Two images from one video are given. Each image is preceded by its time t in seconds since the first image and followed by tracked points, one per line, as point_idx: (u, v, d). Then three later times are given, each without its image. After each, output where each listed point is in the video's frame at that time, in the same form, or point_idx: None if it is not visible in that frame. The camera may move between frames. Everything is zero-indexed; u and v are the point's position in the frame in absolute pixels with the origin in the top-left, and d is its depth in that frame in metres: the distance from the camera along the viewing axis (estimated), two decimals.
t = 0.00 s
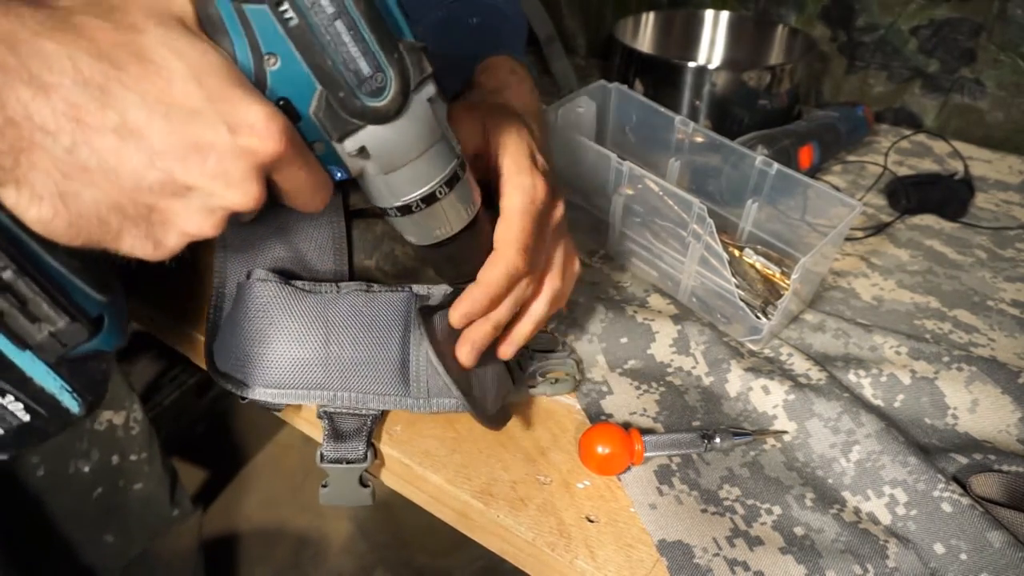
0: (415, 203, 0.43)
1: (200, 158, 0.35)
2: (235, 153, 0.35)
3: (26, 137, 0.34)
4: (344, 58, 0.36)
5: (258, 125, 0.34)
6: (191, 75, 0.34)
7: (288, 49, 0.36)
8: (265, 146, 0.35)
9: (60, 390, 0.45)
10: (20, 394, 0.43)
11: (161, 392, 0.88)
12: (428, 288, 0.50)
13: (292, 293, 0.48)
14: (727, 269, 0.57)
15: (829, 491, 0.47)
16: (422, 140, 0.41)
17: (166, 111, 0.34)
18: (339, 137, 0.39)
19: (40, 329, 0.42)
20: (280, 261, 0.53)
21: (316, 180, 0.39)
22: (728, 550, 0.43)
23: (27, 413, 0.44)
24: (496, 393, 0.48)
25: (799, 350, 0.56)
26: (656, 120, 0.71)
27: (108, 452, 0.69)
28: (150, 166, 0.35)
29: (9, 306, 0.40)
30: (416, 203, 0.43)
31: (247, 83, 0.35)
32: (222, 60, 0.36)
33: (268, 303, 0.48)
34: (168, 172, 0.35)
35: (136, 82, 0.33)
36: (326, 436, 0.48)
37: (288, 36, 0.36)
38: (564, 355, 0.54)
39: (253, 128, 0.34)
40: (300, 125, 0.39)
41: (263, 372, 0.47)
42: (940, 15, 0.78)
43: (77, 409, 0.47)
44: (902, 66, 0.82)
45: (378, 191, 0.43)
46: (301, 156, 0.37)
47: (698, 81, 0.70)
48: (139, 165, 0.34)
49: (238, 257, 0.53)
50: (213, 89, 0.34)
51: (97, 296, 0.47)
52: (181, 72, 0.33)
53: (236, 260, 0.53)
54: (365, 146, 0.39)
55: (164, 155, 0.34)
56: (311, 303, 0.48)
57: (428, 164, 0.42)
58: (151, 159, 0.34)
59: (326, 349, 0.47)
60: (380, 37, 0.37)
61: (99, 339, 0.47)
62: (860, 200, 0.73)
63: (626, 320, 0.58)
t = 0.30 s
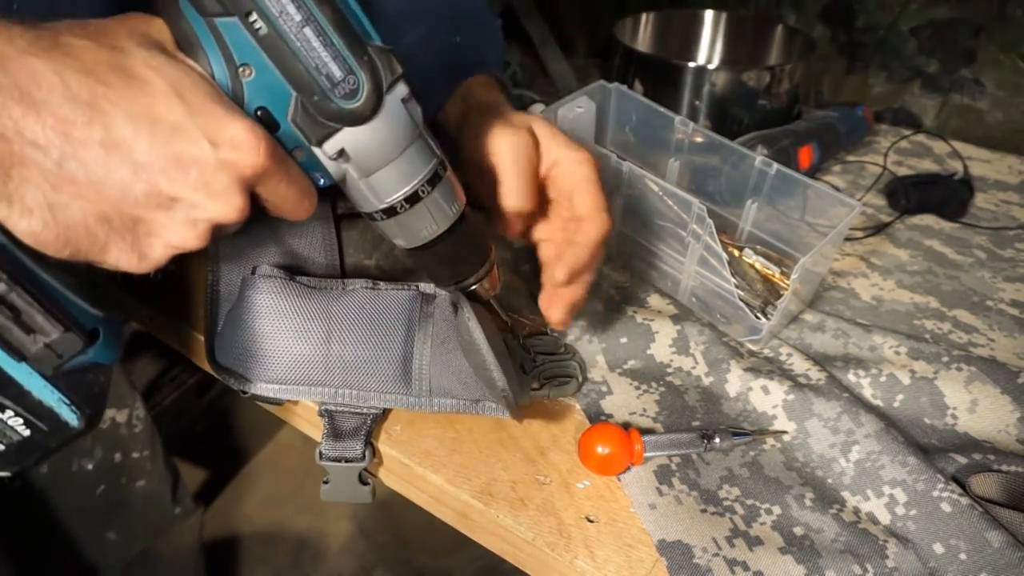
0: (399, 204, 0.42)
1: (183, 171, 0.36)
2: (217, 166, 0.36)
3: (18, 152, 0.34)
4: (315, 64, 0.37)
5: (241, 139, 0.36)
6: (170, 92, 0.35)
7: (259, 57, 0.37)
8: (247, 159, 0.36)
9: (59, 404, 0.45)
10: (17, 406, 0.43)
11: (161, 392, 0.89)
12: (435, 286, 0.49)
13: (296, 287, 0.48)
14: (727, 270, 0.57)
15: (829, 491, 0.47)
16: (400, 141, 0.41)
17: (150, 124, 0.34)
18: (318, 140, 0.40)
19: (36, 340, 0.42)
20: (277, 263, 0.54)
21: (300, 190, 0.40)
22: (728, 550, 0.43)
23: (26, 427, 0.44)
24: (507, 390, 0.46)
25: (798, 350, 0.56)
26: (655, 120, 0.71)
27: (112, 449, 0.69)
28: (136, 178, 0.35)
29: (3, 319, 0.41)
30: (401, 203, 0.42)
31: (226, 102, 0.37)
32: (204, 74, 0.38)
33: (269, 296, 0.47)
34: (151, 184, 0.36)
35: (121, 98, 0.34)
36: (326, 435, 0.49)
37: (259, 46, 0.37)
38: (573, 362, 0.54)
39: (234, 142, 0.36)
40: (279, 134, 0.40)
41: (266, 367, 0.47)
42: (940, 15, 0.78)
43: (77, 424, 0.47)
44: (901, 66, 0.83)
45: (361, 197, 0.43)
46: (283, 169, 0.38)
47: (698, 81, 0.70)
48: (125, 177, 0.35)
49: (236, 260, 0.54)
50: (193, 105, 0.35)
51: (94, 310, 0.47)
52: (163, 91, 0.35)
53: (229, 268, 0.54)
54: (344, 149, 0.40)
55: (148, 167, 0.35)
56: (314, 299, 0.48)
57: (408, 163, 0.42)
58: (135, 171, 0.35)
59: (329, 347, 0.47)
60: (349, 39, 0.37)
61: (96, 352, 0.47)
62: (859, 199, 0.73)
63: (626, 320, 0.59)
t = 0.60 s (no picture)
0: (411, 214, 0.40)
1: (185, 180, 0.35)
2: (220, 176, 0.35)
3: (13, 163, 0.34)
4: (333, 71, 0.35)
5: (246, 149, 0.35)
6: (176, 98, 0.34)
7: (275, 60, 0.35)
8: (252, 170, 0.35)
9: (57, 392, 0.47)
10: (16, 396, 0.45)
11: (161, 392, 0.89)
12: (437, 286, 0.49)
13: (297, 287, 0.48)
14: (727, 270, 0.57)
15: (829, 491, 0.48)
16: (415, 148, 0.38)
17: (151, 134, 0.34)
18: (332, 150, 0.38)
19: (34, 339, 0.43)
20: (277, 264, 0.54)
21: (306, 194, 0.39)
22: (728, 550, 0.43)
23: (24, 414, 0.46)
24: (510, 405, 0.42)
25: (798, 350, 0.57)
26: (654, 120, 0.70)
27: (115, 447, 0.69)
28: (134, 189, 0.35)
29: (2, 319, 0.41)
30: (413, 213, 0.40)
31: (237, 102, 0.35)
32: (218, 74, 0.36)
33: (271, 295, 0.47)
34: (151, 194, 0.36)
35: (118, 107, 0.33)
36: (326, 436, 0.49)
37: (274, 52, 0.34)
38: (570, 363, 0.54)
39: (240, 151, 0.35)
40: (291, 138, 0.38)
41: (266, 367, 0.47)
42: (941, 15, 0.78)
43: (72, 410, 0.49)
44: (902, 66, 0.82)
45: (373, 202, 0.41)
46: (291, 176, 0.37)
47: (698, 81, 0.70)
48: (123, 188, 0.35)
49: (237, 260, 0.54)
50: (198, 111, 0.34)
51: (96, 304, 0.46)
52: (166, 96, 0.34)
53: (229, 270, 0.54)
54: (357, 156, 0.38)
55: (148, 178, 0.35)
56: (316, 298, 0.48)
57: (423, 173, 0.39)
58: (133, 181, 0.35)
59: (329, 347, 0.47)
60: (372, 47, 0.35)
61: (94, 346, 0.47)
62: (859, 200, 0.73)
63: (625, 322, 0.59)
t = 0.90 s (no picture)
0: (426, 214, 0.41)
1: (204, 168, 0.35)
2: (239, 164, 0.35)
3: (28, 149, 0.34)
4: (358, 67, 0.35)
5: (267, 136, 0.35)
6: (195, 86, 0.34)
7: (299, 54, 0.35)
8: (272, 157, 0.35)
9: (58, 376, 0.47)
10: (16, 378, 0.45)
11: (161, 392, 0.89)
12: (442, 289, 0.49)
13: (301, 289, 0.48)
14: (726, 270, 0.57)
15: (829, 491, 0.48)
16: (435, 151, 0.39)
17: (171, 122, 0.34)
18: (351, 146, 0.38)
19: (38, 323, 0.43)
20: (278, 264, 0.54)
21: (324, 184, 0.40)
22: (729, 550, 0.43)
23: (23, 397, 0.46)
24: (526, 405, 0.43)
25: (798, 350, 0.57)
26: (653, 120, 0.70)
27: (117, 447, 0.69)
28: (153, 179, 0.35)
29: (7, 301, 0.41)
30: (427, 213, 0.41)
31: (257, 90, 0.35)
32: (239, 61, 0.36)
33: (276, 295, 0.48)
34: (170, 183, 0.35)
35: (137, 94, 0.33)
36: (328, 440, 0.49)
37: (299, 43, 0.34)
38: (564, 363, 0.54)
39: (260, 139, 0.35)
40: (310, 131, 0.38)
41: (267, 368, 0.47)
42: (941, 15, 0.77)
43: (72, 395, 0.49)
44: (902, 66, 0.82)
45: (388, 200, 0.41)
46: (308, 166, 0.38)
47: (698, 81, 0.70)
48: (142, 177, 0.35)
49: (239, 259, 0.54)
50: (218, 99, 0.34)
51: (101, 289, 0.46)
52: (185, 84, 0.34)
53: (231, 272, 0.54)
54: (376, 155, 0.38)
55: (166, 167, 0.35)
56: (319, 299, 0.48)
57: (441, 175, 0.40)
58: (152, 171, 0.35)
59: (331, 349, 0.47)
60: (398, 47, 0.35)
61: (96, 331, 0.47)
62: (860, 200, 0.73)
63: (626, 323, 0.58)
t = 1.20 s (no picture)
0: (442, 209, 0.41)
1: (228, 146, 0.36)
2: (263, 143, 0.36)
3: (55, 115, 0.34)
4: (388, 58, 0.36)
5: (292, 118, 0.36)
6: (223, 65, 0.34)
7: (330, 38, 0.36)
8: (295, 139, 0.36)
9: (61, 345, 0.47)
10: (20, 343, 0.45)
11: (161, 391, 0.90)
12: (443, 288, 0.50)
13: (301, 290, 0.48)
14: (726, 270, 0.57)
15: (829, 491, 0.48)
16: (455, 147, 0.39)
17: (200, 97, 0.34)
18: (372, 135, 0.39)
19: (47, 292, 0.44)
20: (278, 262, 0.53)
21: (342, 174, 0.41)
22: (728, 550, 0.43)
23: (25, 363, 0.46)
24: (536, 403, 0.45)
25: (798, 350, 0.57)
26: (653, 120, 0.70)
27: (117, 446, 0.70)
28: (177, 152, 0.36)
29: (19, 267, 0.42)
30: (444, 208, 0.41)
31: (284, 72, 0.36)
32: (269, 41, 0.38)
33: (276, 294, 0.48)
34: (195, 159, 0.36)
35: (167, 65, 0.34)
36: (329, 440, 0.49)
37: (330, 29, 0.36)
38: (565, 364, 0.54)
39: (285, 120, 0.36)
40: (333, 117, 0.40)
41: (267, 367, 0.47)
42: (941, 15, 0.77)
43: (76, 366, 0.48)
44: (902, 66, 0.82)
45: (405, 192, 0.42)
46: (330, 151, 0.39)
47: (698, 81, 0.70)
48: (164, 150, 0.36)
49: (239, 259, 0.55)
50: (248, 78, 0.35)
51: (109, 262, 0.48)
52: (218, 59, 0.34)
53: (232, 273, 0.54)
54: (397, 147, 0.39)
55: (191, 142, 0.35)
56: (319, 299, 0.48)
57: (460, 171, 0.40)
58: (177, 146, 0.35)
59: (330, 348, 0.47)
60: (428, 41, 0.37)
61: (104, 304, 0.49)
62: (859, 199, 0.73)
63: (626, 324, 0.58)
